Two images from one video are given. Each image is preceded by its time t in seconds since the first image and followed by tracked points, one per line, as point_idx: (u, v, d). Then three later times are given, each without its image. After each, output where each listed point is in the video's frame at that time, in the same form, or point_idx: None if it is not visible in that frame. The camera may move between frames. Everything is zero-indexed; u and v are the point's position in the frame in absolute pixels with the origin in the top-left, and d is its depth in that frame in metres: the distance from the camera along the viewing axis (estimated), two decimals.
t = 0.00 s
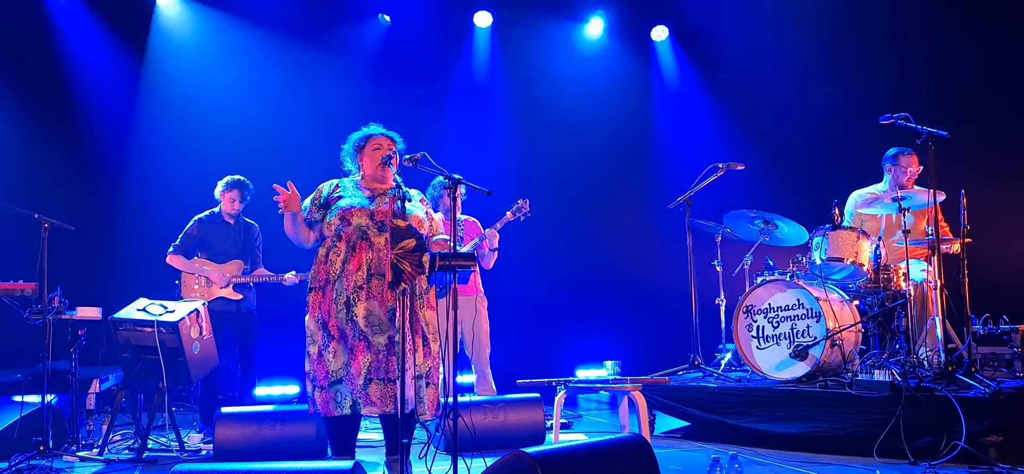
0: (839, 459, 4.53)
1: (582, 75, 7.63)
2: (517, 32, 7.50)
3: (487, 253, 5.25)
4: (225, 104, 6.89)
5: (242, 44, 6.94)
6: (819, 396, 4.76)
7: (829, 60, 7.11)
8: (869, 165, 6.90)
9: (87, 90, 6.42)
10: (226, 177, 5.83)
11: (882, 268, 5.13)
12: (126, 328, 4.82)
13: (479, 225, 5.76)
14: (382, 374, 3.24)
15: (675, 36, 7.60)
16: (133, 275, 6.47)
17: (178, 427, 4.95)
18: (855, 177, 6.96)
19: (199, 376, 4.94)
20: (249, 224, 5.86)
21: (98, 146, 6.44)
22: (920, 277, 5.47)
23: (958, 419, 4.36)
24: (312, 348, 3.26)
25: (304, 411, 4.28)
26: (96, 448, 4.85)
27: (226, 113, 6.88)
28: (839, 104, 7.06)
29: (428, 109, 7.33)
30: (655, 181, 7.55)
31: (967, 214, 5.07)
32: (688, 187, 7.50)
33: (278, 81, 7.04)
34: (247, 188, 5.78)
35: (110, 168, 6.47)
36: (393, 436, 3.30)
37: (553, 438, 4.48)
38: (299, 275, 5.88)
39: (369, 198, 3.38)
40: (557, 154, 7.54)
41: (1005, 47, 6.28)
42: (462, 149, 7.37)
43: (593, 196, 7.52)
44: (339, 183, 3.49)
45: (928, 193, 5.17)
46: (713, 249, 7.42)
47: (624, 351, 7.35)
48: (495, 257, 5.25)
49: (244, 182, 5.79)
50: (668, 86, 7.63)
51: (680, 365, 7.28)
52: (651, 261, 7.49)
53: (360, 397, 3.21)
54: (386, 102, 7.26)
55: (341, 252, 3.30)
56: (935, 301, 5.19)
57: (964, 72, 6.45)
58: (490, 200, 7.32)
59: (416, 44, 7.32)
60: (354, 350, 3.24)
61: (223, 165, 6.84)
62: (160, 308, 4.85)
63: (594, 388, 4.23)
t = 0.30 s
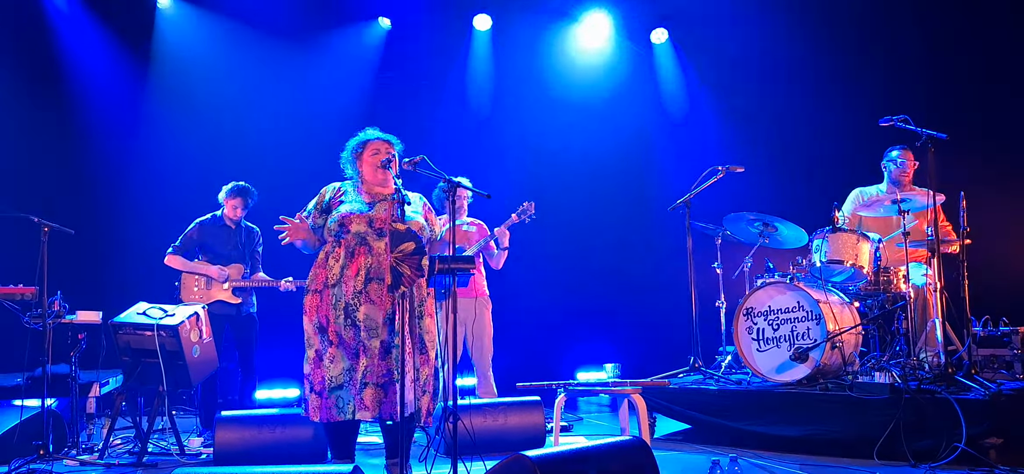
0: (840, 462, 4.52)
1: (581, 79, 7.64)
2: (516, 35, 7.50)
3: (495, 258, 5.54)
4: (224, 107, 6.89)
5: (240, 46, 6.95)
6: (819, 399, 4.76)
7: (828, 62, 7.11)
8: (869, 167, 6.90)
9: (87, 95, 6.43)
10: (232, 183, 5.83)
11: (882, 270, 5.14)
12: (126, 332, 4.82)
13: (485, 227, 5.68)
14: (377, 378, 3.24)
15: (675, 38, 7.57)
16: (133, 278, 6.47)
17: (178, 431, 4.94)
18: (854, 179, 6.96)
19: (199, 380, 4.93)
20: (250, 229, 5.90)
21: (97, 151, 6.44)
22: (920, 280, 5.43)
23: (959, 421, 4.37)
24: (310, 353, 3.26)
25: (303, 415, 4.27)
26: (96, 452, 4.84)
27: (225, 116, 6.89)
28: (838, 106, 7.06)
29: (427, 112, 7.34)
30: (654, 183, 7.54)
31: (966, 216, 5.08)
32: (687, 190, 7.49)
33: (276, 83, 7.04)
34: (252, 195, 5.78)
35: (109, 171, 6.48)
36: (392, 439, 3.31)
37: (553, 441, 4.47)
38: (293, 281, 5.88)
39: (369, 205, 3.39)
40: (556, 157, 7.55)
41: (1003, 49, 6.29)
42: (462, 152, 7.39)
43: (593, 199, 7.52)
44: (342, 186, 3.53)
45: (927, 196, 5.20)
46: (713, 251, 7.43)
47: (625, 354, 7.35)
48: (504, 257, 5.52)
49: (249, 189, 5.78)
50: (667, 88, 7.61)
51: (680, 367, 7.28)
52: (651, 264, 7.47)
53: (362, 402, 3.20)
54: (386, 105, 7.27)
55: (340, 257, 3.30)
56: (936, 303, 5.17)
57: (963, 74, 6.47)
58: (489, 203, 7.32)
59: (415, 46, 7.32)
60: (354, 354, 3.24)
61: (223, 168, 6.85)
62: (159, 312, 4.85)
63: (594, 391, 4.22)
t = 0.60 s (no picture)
0: (842, 461, 4.52)
1: (583, 80, 7.63)
2: (517, 35, 7.51)
3: (509, 258, 5.71)
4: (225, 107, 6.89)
5: (241, 46, 6.94)
6: (820, 398, 4.76)
7: (830, 61, 7.11)
8: (870, 166, 6.90)
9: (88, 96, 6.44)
10: (233, 184, 5.86)
11: (883, 269, 5.16)
12: (127, 333, 4.83)
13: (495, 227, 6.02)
14: (383, 378, 3.24)
15: (675, 38, 7.57)
16: (134, 279, 6.48)
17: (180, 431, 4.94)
18: (855, 179, 6.97)
19: (201, 380, 4.93)
20: (252, 229, 5.91)
21: (98, 152, 6.45)
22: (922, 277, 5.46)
23: (961, 421, 4.36)
24: (311, 355, 3.25)
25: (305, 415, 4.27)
26: (98, 453, 4.84)
27: (226, 117, 6.89)
28: (840, 106, 7.06)
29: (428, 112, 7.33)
30: (655, 182, 7.55)
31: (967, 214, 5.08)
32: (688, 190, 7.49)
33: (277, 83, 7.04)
34: (254, 196, 5.82)
35: (110, 172, 6.48)
36: (395, 440, 3.29)
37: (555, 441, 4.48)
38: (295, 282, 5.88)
39: (367, 205, 3.37)
40: (557, 158, 7.54)
41: (1004, 48, 6.30)
42: (463, 152, 7.39)
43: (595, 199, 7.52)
44: (340, 191, 3.51)
45: (928, 196, 5.21)
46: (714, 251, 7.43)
47: (626, 354, 7.35)
48: (518, 256, 5.66)
49: (251, 189, 5.82)
50: (668, 89, 7.61)
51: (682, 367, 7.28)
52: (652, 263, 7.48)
53: (366, 403, 3.21)
54: (387, 105, 7.27)
55: (342, 259, 3.30)
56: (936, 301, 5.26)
57: (964, 74, 6.47)
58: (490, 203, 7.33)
59: (416, 47, 7.33)
60: (356, 356, 3.24)
61: (224, 169, 6.85)
62: (160, 313, 4.86)
63: (596, 391, 4.24)
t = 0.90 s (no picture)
0: (845, 462, 4.52)
1: (584, 82, 7.64)
2: (518, 35, 7.52)
3: (520, 258, 5.74)
4: (226, 108, 6.88)
5: (242, 47, 6.94)
6: (822, 399, 4.76)
7: (831, 61, 7.12)
8: (871, 166, 6.90)
9: (89, 95, 6.43)
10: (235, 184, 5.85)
11: (884, 270, 5.19)
12: (128, 334, 4.82)
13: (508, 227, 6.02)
14: (386, 379, 3.25)
15: (676, 39, 7.58)
16: (136, 280, 6.47)
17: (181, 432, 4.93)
18: (857, 179, 6.97)
19: (202, 381, 4.92)
20: (254, 229, 5.91)
21: (99, 152, 6.44)
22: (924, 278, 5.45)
23: (963, 422, 4.36)
24: (313, 354, 3.25)
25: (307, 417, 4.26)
26: (100, 454, 4.84)
27: (227, 117, 6.88)
28: (841, 106, 7.06)
29: (429, 112, 7.33)
30: (656, 183, 7.54)
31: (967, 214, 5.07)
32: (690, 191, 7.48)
33: (279, 84, 7.04)
34: (256, 194, 5.83)
35: (111, 172, 6.47)
36: (398, 440, 3.28)
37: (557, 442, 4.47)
38: (297, 281, 5.89)
39: (371, 204, 3.38)
40: (558, 159, 7.53)
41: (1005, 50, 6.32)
42: (464, 152, 7.38)
43: (596, 199, 7.52)
44: (342, 186, 3.51)
45: (931, 195, 5.20)
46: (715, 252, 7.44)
47: (627, 354, 7.35)
48: (529, 256, 5.69)
49: (253, 189, 5.83)
50: (667, 90, 7.62)
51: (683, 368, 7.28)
52: (653, 264, 7.47)
53: (370, 402, 3.21)
54: (388, 105, 7.26)
55: (343, 260, 3.29)
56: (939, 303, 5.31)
57: (964, 74, 6.49)
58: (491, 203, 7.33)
59: (418, 47, 7.33)
60: (359, 356, 3.23)
61: (225, 170, 6.85)
62: (162, 314, 4.85)
63: (598, 391, 4.24)
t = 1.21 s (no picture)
0: (844, 462, 4.53)
1: (585, 83, 7.64)
2: (519, 34, 7.53)
3: (524, 259, 5.78)
4: (227, 108, 6.89)
5: (243, 47, 6.95)
6: (824, 398, 4.77)
7: (832, 62, 7.13)
8: (873, 166, 6.90)
9: (90, 94, 6.42)
10: (237, 188, 5.86)
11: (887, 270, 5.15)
12: (129, 333, 4.82)
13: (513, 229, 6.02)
14: (381, 377, 3.24)
15: (676, 39, 7.59)
16: (137, 280, 6.47)
17: (182, 432, 4.93)
18: (858, 179, 6.97)
19: (203, 381, 4.91)
20: (255, 230, 5.91)
21: (100, 151, 6.43)
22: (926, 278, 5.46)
23: (966, 423, 4.35)
24: (316, 353, 3.25)
25: (309, 417, 4.25)
26: (100, 453, 4.83)
27: (228, 117, 6.88)
28: (841, 106, 7.07)
29: (430, 113, 7.33)
30: (657, 183, 7.54)
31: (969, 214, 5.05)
32: (691, 191, 7.46)
33: (280, 83, 7.04)
34: (258, 200, 5.80)
35: (111, 171, 6.46)
36: (399, 440, 3.28)
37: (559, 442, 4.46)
38: (298, 282, 5.89)
39: (374, 205, 3.36)
40: (559, 158, 7.54)
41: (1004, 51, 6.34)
42: (465, 152, 7.38)
43: (597, 199, 7.52)
44: (346, 188, 3.49)
45: (931, 196, 5.17)
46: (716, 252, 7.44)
47: (628, 355, 7.35)
48: (534, 258, 5.72)
49: (255, 193, 5.82)
50: (668, 89, 7.62)
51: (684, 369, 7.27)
52: (654, 264, 7.47)
53: (373, 402, 3.21)
54: (389, 106, 7.27)
55: (345, 258, 3.30)
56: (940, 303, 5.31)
57: (962, 74, 6.51)
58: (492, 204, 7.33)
59: (419, 47, 7.33)
60: (361, 355, 3.23)
61: (226, 170, 6.84)
62: (163, 313, 4.85)
63: (600, 391, 4.23)
